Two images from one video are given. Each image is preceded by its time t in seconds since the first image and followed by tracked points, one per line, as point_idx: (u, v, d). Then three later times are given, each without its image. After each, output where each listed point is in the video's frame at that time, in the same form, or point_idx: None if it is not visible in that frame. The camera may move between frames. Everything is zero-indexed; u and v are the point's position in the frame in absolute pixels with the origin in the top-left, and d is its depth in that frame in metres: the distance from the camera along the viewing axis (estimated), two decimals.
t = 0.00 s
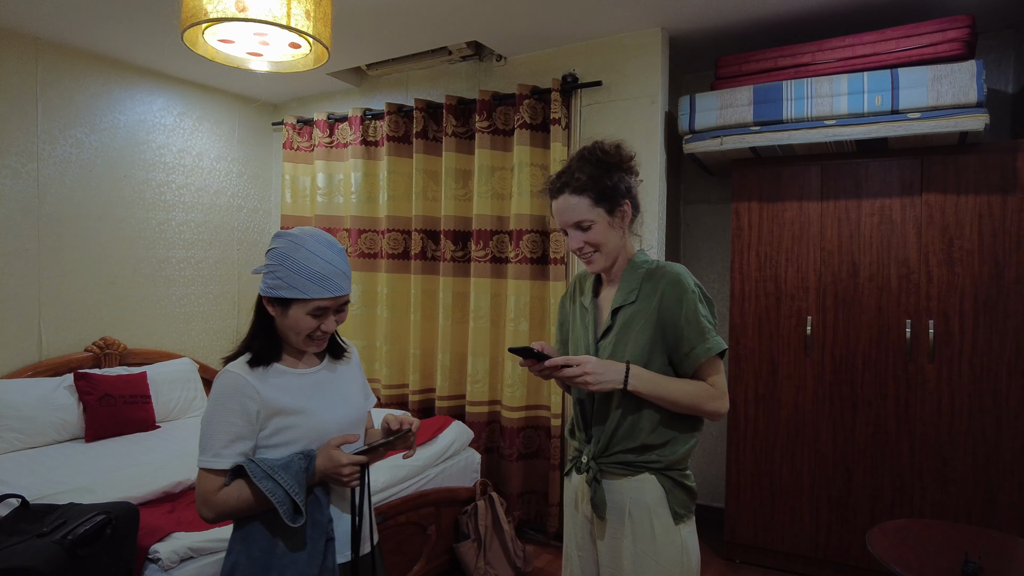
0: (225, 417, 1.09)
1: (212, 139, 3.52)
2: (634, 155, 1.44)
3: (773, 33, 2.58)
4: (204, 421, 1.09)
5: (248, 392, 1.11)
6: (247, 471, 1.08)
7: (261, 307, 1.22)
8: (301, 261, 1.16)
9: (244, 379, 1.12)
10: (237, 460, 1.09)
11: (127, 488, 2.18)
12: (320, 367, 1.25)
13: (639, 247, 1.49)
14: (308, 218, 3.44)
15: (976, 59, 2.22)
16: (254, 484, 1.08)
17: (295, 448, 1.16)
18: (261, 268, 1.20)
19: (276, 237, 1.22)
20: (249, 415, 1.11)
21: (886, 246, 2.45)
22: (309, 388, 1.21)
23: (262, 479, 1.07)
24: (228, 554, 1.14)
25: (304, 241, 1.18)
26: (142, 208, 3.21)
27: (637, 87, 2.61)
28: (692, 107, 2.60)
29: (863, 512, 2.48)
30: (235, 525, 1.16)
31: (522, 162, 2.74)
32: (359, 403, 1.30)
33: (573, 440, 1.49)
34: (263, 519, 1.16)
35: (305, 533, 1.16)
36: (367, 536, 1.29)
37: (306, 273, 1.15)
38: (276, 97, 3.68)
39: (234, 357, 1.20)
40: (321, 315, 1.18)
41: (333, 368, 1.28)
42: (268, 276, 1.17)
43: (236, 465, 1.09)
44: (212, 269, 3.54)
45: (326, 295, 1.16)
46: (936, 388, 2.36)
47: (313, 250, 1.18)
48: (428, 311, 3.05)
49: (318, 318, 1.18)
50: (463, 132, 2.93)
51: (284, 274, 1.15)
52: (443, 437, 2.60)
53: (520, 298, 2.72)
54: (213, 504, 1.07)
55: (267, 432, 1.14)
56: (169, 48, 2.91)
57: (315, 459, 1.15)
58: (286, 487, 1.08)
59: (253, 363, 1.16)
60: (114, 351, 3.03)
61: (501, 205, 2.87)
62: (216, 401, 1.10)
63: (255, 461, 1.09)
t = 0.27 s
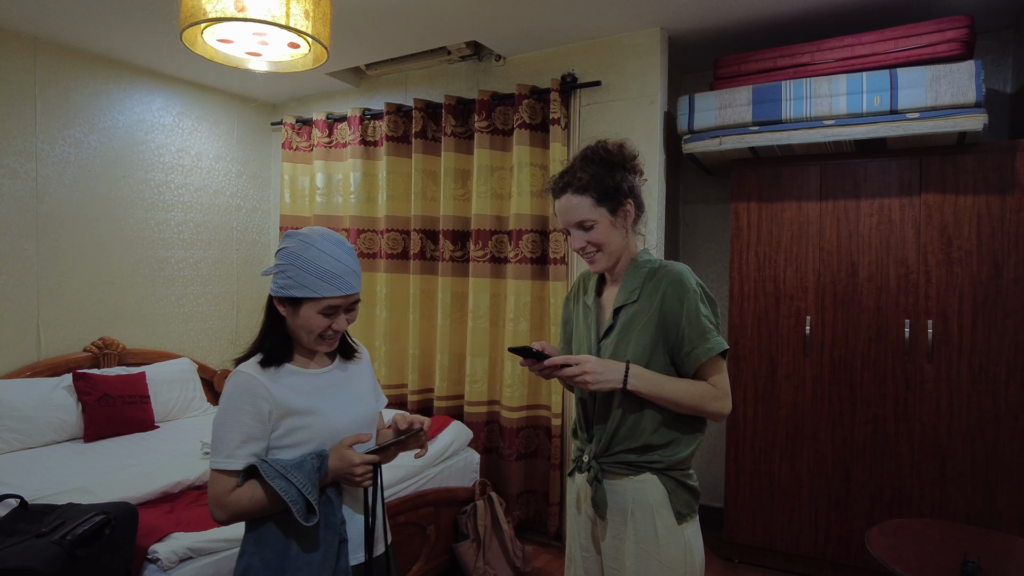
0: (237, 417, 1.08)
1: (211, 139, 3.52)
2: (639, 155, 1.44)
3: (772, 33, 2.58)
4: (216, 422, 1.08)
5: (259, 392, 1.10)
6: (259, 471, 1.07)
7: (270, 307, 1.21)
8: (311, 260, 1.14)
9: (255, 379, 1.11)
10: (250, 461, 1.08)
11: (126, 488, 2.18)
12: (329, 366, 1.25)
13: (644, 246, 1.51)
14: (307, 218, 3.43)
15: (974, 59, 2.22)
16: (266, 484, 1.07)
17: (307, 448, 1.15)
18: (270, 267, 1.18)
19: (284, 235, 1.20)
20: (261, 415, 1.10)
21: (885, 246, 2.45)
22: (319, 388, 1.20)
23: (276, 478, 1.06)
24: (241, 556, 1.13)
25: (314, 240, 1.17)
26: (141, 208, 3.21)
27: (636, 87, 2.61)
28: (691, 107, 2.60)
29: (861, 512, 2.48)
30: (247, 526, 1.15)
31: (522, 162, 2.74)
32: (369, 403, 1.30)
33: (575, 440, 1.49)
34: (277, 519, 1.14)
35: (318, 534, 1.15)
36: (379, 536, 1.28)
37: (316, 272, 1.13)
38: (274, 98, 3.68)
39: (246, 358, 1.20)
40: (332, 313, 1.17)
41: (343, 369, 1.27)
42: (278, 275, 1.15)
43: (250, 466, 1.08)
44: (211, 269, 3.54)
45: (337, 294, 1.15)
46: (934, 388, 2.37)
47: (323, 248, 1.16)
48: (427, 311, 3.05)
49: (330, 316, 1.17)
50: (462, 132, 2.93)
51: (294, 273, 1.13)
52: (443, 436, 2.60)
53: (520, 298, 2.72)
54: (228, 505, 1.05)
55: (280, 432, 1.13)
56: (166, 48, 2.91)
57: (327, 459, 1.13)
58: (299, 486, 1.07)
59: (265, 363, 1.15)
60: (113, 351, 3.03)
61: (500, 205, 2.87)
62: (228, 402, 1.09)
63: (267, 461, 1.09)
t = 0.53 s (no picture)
0: (245, 419, 1.08)
1: (210, 139, 3.51)
2: (639, 156, 1.44)
3: (771, 34, 2.58)
4: (224, 423, 1.08)
5: (266, 393, 1.10)
6: (266, 472, 1.07)
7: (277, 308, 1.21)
8: (317, 262, 1.14)
9: (262, 380, 1.11)
10: (256, 462, 1.08)
11: (126, 488, 2.17)
12: (335, 367, 1.24)
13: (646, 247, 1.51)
14: (306, 218, 3.43)
15: (973, 60, 2.22)
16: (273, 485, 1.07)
17: (313, 448, 1.15)
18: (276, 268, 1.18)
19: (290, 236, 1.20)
20: (268, 416, 1.10)
21: (883, 246, 2.45)
22: (325, 388, 1.20)
23: (282, 479, 1.06)
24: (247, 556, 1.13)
25: (320, 242, 1.17)
26: (140, 209, 3.21)
27: (634, 88, 2.61)
28: (690, 107, 2.60)
29: (860, 511, 2.49)
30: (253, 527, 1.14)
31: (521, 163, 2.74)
32: (375, 403, 1.29)
33: (575, 439, 1.49)
34: (283, 519, 1.14)
35: (325, 533, 1.15)
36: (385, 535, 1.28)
37: (322, 274, 1.13)
38: (273, 98, 3.67)
39: (251, 360, 1.19)
40: (338, 315, 1.17)
41: (349, 369, 1.27)
42: (284, 277, 1.15)
43: (256, 467, 1.08)
44: (211, 270, 3.54)
45: (343, 296, 1.15)
46: (933, 388, 2.37)
47: (329, 250, 1.16)
48: (426, 311, 3.05)
49: (335, 318, 1.17)
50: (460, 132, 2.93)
51: (300, 275, 1.13)
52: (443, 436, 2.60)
53: (519, 298, 2.72)
54: (235, 507, 1.04)
55: (287, 433, 1.13)
56: (165, 48, 2.90)
57: (333, 459, 1.14)
58: (306, 487, 1.07)
59: (270, 364, 1.15)
60: (112, 351, 3.03)
61: (499, 205, 2.88)
62: (235, 403, 1.08)
63: (274, 462, 1.08)
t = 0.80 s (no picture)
0: (243, 421, 1.07)
1: (209, 140, 3.51)
2: (642, 158, 1.44)
3: (770, 34, 2.58)
4: (222, 425, 1.08)
5: (265, 395, 1.10)
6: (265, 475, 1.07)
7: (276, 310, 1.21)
8: (316, 264, 1.14)
9: (261, 382, 1.10)
10: (255, 464, 1.08)
11: (125, 489, 2.17)
12: (333, 369, 1.24)
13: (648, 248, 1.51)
14: (305, 218, 3.43)
15: (971, 60, 2.22)
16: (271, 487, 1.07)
17: (311, 451, 1.15)
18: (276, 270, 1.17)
19: (290, 238, 1.19)
20: (267, 419, 1.09)
21: (883, 247, 2.45)
22: (324, 391, 1.20)
23: (281, 482, 1.06)
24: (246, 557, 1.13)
25: (319, 244, 1.16)
26: (139, 209, 3.20)
27: (634, 88, 2.61)
28: (690, 108, 2.60)
29: (859, 512, 2.49)
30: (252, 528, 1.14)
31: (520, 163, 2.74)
32: (373, 406, 1.29)
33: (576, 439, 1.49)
34: (283, 520, 1.14)
35: (324, 535, 1.14)
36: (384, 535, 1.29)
37: (321, 277, 1.13)
38: (272, 98, 3.67)
39: (249, 361, 1.19)
40: (337, 317, 1.17)
41: (347, 371, 1.27)
42: (284, 279, 1.15)
43: (255, 469, 1.08)
44: (210, 270, 3.53)
45: (342, 299, 1.14)
46: (932, 388, 2.37)
47: (329, 253, 1.16)
48: (425, 311, 3.05)
49: (335, 320, 1.16)
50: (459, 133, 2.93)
51: (299, 278, 1.13)
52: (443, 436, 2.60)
53: (518, 298, 2.72)
54: (233, 508, 1.04)
55: (285, 436, 1.13)
56: (163, 48, 2.90)
57: (332, 461, 1.13)
58: (304, 490, 1.07)
59: (269, 366, 1.15)
60: (111, 352, 3.02)
61: (498, 205, 2.87)
62: (234, 405, 1.08)
63: (272, 465, 1.08)
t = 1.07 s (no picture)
0: (226, 423, 1.06)
1: (207, 140, 3.50)
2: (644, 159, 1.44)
3: (771, 34, 2.57)
4: (207, 426, 1.07)
5: (248, 396, 1.08)
6: (246, 477, 1.06)
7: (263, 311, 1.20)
8: (300, 266, 1.12)
9: (245, 384, 1.09)
10: (237, 466, 1.06)
11: (121, 491, 2.16)
12: (322, 370, 1.21)
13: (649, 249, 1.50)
14: (304, 219, 3.42)
15: (973, 60, 2.21)
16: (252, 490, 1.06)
17: (296, 453, 1.12)
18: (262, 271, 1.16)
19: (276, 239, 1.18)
20: (250, 421, 1.08)
21: (884, 248, 2.44)
22: (311, 392, 1.17)
23: (261, 485, 1.05)
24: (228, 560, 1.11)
25: (305, 245, 1.14)
26: (137, 209, 3.19)
27: (634, 88, 2.60)
28: (690, 108, 2.59)
29: (861, 514, 2.47)
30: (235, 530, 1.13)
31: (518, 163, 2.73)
32: (365, 407, 1.26)
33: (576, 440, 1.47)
34: (266, 523, 1.12)
35: (305, 538, 1.13)
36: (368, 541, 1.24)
37: (304, 278, 1.11)
38: (271, 98, 3.66)
39: (236, 362, 1.17)
40: (322, 319, 1.15)
41: (337, 372, 1.24)
42: (269, 280, 1.14)
43: (237, 471, 1.07)
44: (207, 271, 3.52)
45: (325, 301, 1.13)
46: (933, 389, 2.36)
47: (314, 254, 1.14)
48: (424, 312, 3.04)
49: (319, 322, 1.15)
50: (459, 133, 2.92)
51: (283, 279, 1.11)
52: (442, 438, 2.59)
53: (517, 299, 2.70)
54: (214, 508, 1.04)
55: (270, 437, 1.11)
56: (161, 48, 2.89)
57: (315, 465, 1.11)
58: (284, 495, 1.06)
59: (255, 368, 1.13)
60: (109, 353, 3.01)
61: (497, 206, 2.86)
62: (218, 406, 1.07)
63: (255, 467, 1.07)
